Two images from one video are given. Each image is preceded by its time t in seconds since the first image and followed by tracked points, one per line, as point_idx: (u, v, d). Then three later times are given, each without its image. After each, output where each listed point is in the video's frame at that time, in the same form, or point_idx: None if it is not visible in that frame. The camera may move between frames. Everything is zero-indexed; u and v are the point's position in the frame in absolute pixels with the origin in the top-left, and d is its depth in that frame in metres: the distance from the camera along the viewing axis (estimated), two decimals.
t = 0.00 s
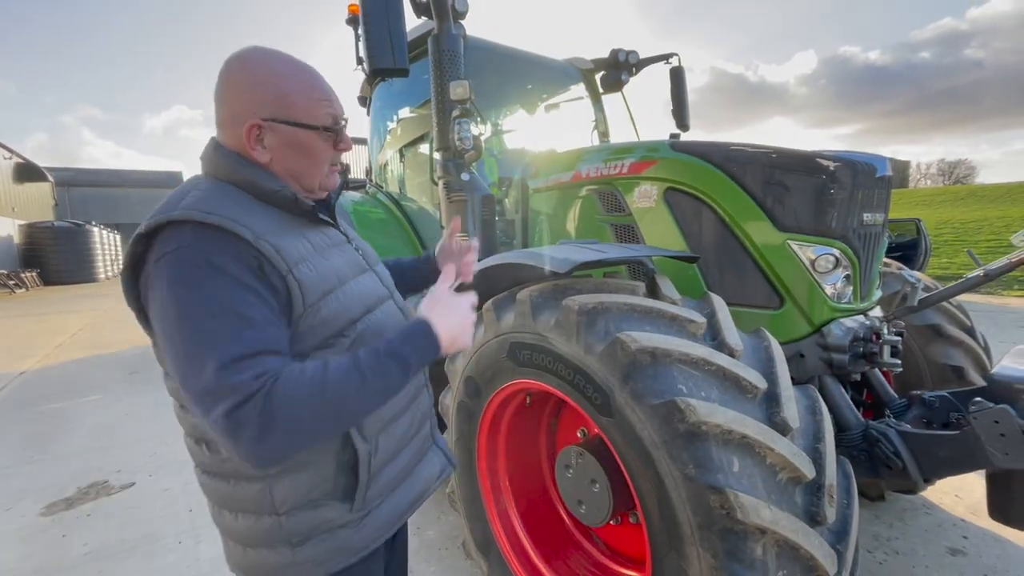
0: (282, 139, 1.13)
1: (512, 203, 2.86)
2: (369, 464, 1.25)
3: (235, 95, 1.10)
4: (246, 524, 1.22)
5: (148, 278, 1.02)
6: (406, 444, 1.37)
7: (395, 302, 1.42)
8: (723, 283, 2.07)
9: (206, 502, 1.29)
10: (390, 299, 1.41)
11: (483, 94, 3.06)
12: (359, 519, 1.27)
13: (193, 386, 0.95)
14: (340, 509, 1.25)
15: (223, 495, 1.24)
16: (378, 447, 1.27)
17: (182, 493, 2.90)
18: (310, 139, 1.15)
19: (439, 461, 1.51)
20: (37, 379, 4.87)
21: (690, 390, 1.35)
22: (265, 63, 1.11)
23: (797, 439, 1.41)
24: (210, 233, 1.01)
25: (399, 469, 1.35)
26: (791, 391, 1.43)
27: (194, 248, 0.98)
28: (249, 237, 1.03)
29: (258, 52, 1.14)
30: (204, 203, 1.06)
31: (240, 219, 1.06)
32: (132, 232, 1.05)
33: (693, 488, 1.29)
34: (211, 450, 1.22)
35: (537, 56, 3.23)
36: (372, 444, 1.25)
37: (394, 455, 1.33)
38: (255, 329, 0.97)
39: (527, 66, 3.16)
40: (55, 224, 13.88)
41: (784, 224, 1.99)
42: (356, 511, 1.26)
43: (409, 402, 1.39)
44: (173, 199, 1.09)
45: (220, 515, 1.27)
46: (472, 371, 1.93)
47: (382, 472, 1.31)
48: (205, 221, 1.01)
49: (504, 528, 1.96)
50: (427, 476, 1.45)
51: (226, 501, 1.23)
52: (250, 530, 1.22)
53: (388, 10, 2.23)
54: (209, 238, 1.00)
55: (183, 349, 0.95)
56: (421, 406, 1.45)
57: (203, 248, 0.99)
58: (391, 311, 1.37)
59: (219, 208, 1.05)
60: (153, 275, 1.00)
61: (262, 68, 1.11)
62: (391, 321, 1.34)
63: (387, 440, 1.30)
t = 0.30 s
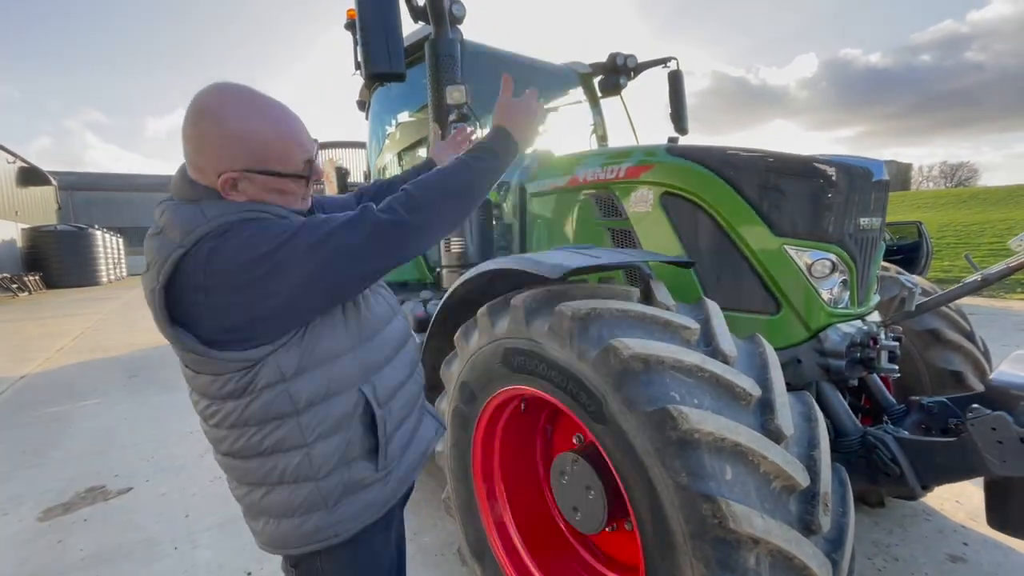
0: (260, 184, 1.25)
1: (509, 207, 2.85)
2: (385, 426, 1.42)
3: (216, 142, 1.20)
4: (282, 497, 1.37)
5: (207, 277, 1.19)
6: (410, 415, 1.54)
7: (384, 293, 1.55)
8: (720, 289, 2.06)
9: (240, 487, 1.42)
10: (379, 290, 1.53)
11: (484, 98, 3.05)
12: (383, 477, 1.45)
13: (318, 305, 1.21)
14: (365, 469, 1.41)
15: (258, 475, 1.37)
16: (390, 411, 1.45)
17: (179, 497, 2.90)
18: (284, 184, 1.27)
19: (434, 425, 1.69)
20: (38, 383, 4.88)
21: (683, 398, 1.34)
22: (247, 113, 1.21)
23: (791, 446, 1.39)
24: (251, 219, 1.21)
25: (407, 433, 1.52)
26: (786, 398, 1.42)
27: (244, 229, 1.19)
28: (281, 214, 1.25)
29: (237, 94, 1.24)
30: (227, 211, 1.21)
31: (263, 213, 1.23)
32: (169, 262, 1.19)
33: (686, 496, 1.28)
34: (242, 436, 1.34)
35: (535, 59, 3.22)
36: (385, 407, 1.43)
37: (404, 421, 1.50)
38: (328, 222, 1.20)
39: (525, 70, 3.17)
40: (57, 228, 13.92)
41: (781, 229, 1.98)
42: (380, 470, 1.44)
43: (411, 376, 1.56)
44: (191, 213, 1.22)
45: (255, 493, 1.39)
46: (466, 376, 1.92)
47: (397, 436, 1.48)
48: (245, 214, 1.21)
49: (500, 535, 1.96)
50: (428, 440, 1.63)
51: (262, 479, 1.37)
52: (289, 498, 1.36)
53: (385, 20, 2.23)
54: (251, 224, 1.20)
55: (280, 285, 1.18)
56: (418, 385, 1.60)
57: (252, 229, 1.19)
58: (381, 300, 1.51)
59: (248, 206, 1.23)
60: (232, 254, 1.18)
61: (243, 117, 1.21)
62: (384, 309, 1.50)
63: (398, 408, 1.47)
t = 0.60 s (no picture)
0: (304, 175, 1.26)
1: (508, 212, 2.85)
2: (389, 436, 1.44)
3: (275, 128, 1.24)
4: (282, 497, 1.36)
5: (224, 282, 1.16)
6: (407, 425, 1.58)
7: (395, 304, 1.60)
8: (717, 294, 2.05)
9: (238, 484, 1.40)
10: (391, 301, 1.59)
11: (483, 102, 3.04)
12: (380, 483, 1.46)
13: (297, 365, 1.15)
14: (365, 476, 1.43)
15: (258, 476, 1.35)
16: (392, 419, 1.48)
17: (178, 503, 2.89)
18: (328, 180, 1.27)
19: (426, 442, 1.72)
20: (40, 388, 4.90)
21: (678, 406, 1.33)
22: (312, 109, 1.27)
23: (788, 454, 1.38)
24: (271, 239, 1.16)
25: (405, 443, 1.56)
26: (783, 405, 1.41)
27: (259, 254, 1.13)
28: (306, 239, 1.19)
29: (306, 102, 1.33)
30: (269, 218, 1.20)
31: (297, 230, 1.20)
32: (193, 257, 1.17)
33: (681, 506, 1.27)
34: (251, 436, 1.33)
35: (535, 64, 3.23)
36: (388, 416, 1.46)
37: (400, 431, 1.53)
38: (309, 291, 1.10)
39: (524, 74, 3.16)
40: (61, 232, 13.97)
41: (778, 234, 1.97)
42: (379, 476, 1.45)
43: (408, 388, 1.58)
44: (233, 213, 1.21)
45: (254, 493, 1.38)
46: (463, 383, 1.91)
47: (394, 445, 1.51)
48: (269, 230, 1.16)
49: (497, 543, 1.95)
50: (421, 454, 1.66)
51: (260, 480, 1.36)
52: (291, 500, 1.36)
53: (382, 26, 2.22)
54: (277, 244, 1.15)
55: (275, 332, 1.10)
56: (415, 395, 1.64)
57: (271, 255, 1.13)
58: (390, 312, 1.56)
59: (274, 218, 1.20)
60: (242, 276, 1.13)
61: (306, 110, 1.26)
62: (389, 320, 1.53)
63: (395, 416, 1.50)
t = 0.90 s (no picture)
0: (314, 184, 1.22)
1: (507, 214, 2.84)
2: (361, 461, 1.39)
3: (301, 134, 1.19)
4: (244, 510, 1.35)
5: (197, 274, 1.15)
6: (390, 449, 1.51)
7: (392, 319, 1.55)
8: (716, 295, 2.04)
9: (208, 490, 1.41)
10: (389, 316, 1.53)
11: (481, 105, 3.06)
12: (346, 512, 1.41)
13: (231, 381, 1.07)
14: (331, 499, 1.38)
15: (228, 484, 1.35)
16: (368, 444, 1.41)
17: (178, 507, 2.89)
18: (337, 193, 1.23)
19: (412, 467, 1.65)
20: (43, 393, 4.91)
21: (674, 409, 1.32)
22: (346, 126, 1.22)
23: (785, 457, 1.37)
24: (255, 246, 1.14)
25: (384, 468, 1.49)
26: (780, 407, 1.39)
27: (239, 261, 1.10)
28: (289, 248, 1.17)
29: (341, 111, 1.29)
30: (255, 219, 1.18)
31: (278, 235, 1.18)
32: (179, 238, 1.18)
33: (677, 510, 1.26)
34: (220, 439, 1.33)
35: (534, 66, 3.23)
36: (363, 442, 1.39)
37: (379, 457, 1.46)
38: (262, 315, 1.04)
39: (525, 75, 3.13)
40: (64, 235, 14.02)
41: (776, 235, 1.96)
42: (345, 504, 1.40)
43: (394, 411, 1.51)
44: (229, 211, 1.19)
45: (221, 500, 1.38)
46: (461, 386, 1.91)
47: (369, 471, 1.45)
48: (254, 234, 1.14)
49: (496, 548, 1.94)
50: (406, 481, 1.60)
51: (229, 489, 1.35)
52: (251, 514, 1.35)
53: (379, 29, 2.21)
54: (257, 249, 1.13)
55: (223, 339, 1.05)
56: (406, 414, 1.58)
57: (247, 260, 1.11)
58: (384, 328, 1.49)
59: (262, 223, 1.18)
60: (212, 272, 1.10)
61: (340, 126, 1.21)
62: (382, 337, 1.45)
63: (376, 442, 1.43)
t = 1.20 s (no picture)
0: (317, 181, 1.15)
1: (505, 213, 2.83)
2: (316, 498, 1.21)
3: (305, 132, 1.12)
4: (198, 529, 1.26)
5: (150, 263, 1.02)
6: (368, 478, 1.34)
7: (384, 337, 1.41)
8: (714, 293, 2.03)
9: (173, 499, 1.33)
10: (380, 334, 1.39)
11: (478, 104, 3.04)
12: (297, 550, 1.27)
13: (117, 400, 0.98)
14: (286, 534, 1.25)
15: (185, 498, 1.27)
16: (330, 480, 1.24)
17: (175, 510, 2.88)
18: (341, 192, 1.16)
19: (395, 498, 1.44)
20: (40, 396, 4.89)
21: (671, 407, 1.32)
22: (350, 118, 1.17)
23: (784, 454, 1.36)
24: (215, 258, 1.02)
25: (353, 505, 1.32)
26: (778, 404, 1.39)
27: (189, 274, 0.99)
28: (257, 260, 1.05)
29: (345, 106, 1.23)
30: (231, 220, 1.08)
31: (248, 240, 1.07)
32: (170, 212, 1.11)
33: (675, 508, 1.26)
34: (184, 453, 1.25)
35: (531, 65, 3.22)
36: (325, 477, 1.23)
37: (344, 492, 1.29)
38: (168, 364, 0.93)
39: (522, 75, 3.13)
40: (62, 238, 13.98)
41: (774, 232, 1.95)
42: (300, 540, 1.26)
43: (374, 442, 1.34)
44: (199, 210, 1.08)
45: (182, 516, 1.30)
46: (459, 386, 1.90)
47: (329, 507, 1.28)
48: (221, 240, 1.03)
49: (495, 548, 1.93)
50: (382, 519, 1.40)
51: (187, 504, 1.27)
52: (206, 535, 1.26)
53: (376, 29, 2.19)
54: (217, 256, 1.02)
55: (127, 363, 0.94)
56: (391, 441, 1.41)
57: (201, 268, 1.00)
58: (370, 349, 1.34)
59: (235, 225, 1.07)
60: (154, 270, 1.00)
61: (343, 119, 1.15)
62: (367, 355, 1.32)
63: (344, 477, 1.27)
